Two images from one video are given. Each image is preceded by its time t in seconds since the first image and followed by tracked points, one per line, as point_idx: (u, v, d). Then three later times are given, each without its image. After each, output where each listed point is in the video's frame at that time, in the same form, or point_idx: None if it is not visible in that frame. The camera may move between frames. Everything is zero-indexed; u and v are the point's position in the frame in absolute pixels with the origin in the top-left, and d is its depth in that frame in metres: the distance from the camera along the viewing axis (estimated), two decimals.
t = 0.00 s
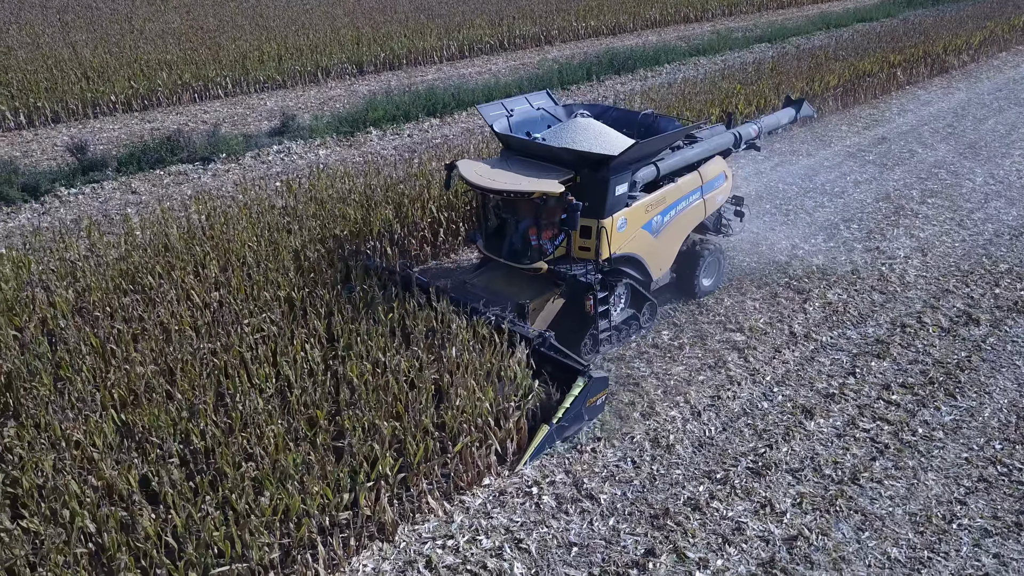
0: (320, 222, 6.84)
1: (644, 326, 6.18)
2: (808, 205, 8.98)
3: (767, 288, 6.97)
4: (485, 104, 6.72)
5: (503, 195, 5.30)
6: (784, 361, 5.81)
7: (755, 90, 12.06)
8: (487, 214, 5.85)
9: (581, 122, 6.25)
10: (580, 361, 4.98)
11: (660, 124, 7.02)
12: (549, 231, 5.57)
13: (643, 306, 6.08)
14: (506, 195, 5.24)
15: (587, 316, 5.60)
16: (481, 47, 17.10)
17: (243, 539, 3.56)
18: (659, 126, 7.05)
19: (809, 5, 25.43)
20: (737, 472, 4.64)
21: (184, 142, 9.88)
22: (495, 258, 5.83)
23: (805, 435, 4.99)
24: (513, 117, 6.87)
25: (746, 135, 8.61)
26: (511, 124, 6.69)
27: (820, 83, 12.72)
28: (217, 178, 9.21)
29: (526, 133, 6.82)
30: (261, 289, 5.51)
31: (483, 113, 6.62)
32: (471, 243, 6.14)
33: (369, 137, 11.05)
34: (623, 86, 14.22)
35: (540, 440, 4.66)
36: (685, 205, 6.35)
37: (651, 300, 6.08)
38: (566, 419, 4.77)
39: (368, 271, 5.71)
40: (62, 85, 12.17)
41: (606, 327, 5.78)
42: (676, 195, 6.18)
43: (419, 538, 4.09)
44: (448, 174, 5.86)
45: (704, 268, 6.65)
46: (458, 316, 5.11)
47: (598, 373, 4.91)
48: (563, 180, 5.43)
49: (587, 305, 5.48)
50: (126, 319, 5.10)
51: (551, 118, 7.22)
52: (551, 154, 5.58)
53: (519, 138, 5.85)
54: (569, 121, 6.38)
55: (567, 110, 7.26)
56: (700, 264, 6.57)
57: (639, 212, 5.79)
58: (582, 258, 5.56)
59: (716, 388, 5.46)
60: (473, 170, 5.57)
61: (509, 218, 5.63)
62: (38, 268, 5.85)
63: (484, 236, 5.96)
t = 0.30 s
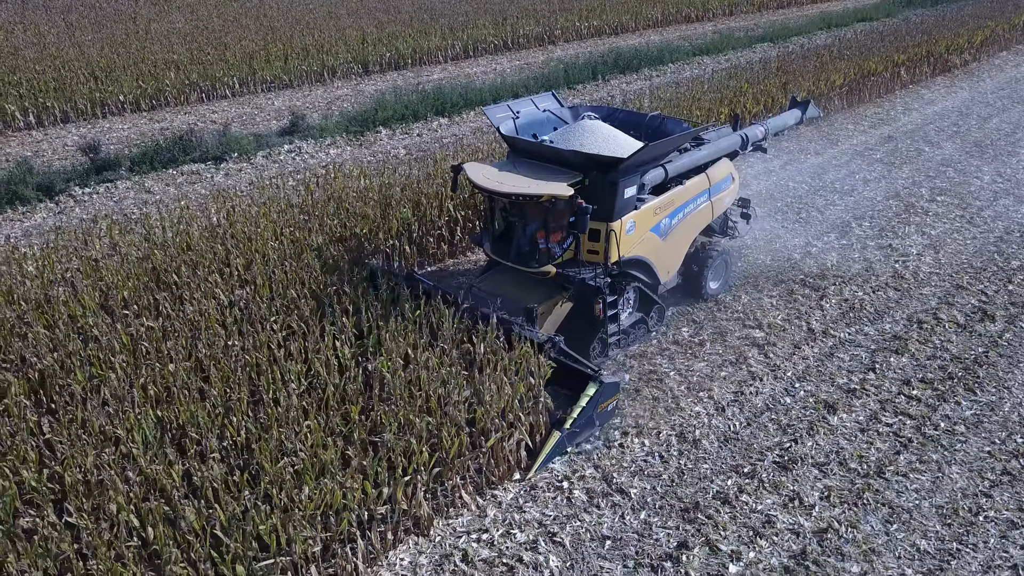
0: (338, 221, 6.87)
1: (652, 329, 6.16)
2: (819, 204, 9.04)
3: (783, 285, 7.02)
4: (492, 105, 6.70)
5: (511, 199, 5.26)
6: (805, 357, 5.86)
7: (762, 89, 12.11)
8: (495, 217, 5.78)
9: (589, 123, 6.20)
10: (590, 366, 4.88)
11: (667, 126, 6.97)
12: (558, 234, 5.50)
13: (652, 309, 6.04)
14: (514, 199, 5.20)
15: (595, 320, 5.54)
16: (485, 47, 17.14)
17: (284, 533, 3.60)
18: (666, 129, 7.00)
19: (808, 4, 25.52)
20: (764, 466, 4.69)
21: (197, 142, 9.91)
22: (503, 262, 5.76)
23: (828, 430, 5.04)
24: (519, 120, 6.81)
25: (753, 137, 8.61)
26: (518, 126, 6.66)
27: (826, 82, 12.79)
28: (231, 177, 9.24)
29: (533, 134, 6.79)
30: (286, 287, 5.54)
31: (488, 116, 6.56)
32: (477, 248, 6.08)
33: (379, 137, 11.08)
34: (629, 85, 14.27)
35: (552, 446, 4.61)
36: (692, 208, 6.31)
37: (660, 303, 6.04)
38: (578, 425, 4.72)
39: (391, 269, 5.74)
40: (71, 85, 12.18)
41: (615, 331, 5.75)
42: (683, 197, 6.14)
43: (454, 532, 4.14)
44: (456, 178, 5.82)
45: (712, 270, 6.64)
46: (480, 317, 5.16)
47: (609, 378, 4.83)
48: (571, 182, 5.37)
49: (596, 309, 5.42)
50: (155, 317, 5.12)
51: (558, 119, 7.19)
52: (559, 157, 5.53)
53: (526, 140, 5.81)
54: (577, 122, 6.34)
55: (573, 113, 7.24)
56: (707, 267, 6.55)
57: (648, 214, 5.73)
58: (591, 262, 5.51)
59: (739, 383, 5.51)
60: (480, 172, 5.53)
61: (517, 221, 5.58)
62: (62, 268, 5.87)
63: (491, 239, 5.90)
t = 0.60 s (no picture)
0: (357, 221, 6.89)
1: (663, 333, 6.10)
2: (832, 202, 9.08)
3: (801, 283, 7.06)
4: (500, 107, 6.70)
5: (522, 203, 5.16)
6: (827, 354, 5.90)
7: (770, 88, 12.15)
8: (503, 220, 5.66)
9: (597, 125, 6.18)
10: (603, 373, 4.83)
11: (677, 129, 6.94)
12: (568, 238, 5.43)
13: (662, 314, 5.98)
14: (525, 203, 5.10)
15: (607, 324, 5.51)
16: (490, 47, 17.17)
17: (328, 529, 3.63)
18: (676, 131, 6.98)
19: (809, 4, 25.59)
20: (793, 461, 4.73)
21: (209, 142, 9.92)
22: (511, 266, 5.66)
23: (854, 426, 5.08)
24: (527, 122, 6.81)
25: (763, 139, 8.63)
26: (526, 128, 6.68)
27: (833, 81, 12.84)
28: (245, 177, 9.26)
29: (542, 136, 6.82)
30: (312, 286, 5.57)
31: (497, 118, 6.56)
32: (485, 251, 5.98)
33: (390, 137, 11.11)
34: (635, 85, 14.32)
35: (565, 456, 4.55)
36: (702, 211, 6.26)
37: (670, 307, 5.98)
38: (591, 434, 4.66)
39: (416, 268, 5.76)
40: (80, 85, 12.17)
41: (626, 336, 5.69)
42: (694, 201, 6.08)
43: (490, 528, 4.17)
44: (462, 179, 5.67)
45: (721, 276, 6.58)
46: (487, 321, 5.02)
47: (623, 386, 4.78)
48: (583, 186, 5.31)
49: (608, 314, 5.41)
50: (186, 317, 5.15)
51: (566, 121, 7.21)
52: (569, 159, 5.44)
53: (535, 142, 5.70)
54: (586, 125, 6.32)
55: (581, 115, 7.25)
56: (717, 271, 6.50)
57: (659, 218, 5.67)
58: (602, 266, 5.49)
59: (763, 380, 5.55)
60: (489, 174, 5.42)
61: (526, 225, 5.48)
62: (89, 267, 5.89)
63: (499, 241, 5.79)
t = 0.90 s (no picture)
0: (377, 220, 6.91)
1: (673, 339, 6.04)
2: (844, 201, 9.13)
3: (819, 281, 7.10)
4: (508, 110, 6.69)
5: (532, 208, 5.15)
6: (848, 351, 5.94)
7: (778, 87, 12.19)
8: (513, 224, 5.65)
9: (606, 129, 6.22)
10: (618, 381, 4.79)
11: (688, 132, 6.93)
12: (579, 242, 5.38)
13: (673, 319, 5.93)
14: (536, 208, 5.10)
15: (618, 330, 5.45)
16: (495, 47, 17.19)
17: (370, 526, 3.66)
18: (687, 135, 6.97)
19: (810, 3, 25.64)
20: (822, 457, 4.76)
21: (222, 142, 9.93)
22: (522, 270, 5.65)
23: (880, 422, 5.11)
24: (536, 125, 6.80)
25: (772, 140, 8.66)
26: (534, 132, 6.68)
27: (840, 80, 12.89)
28: (258, 177, 9.27)
29: (550, 140, 6.81)
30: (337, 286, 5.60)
31: (506, 121, 6.55)
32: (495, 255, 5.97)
33: (401, 137, 11.13)
34: (641, 85, 14.35)
35: (579, 465, 4.47)
36: (714, 215, 6.22)
37: (681, 312, 5.93)
38: (606, 442, 4.60)
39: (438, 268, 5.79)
40: (89, 85, 12.16)
41: (637, 341, 5.64)
42: (706, 205, 6.05)
43: (526, 524, 4.20)
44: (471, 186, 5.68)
45: (731, 279, 6.52)
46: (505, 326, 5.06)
47: (637, 393, 4.74)
48: (594, 190, 5.31)
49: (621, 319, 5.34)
50: (216, 316, 5.17)
51: (574, 124, 7.20)
52: (579, 164, 5.43)
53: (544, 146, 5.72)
54: (595, 129, 6.34)
55: (590, 118, 7.24)
56: (728, 274, 6.44)
57: (671, 222, 5.63)
58: (614, 271, 5.44)
59: (787, 377, 5.58)
60: (499, 179, 5.42)
61: (536, 230, 5.47)
62: (114, 267, 5.91)
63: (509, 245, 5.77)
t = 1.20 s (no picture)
0: (395, 220, 6.95)
1: (684, 343, 5.96)
2: (854, 199, 9.19)
3: (834, 279, 7.15)
4: (516, 114, 6.70)
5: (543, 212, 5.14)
6: (868, 348, 5.99)
7: (784, 86, 12.25)
8: (522, 230, 5.66)
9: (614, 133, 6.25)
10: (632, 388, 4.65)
11: (697, 134, 6.94)
12: (590, 247, 5.39)
13: (684, 323, 5.84)
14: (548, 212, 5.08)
15: (629, 336, 5.38)
16: (499, 47, 17.22)
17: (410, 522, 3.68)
18: (696, 137, 6.98)
19: (808, 3, 25.74)
20: (849, 453, 4.81)
21: (233, 141, 9.93)
22: (531, 276, 5.64)
23: (904, 418, 5.15)
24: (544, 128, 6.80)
25: (781, 142, 8.68)
26: (543, 135, 6.69)
27: (845, 79, 12.96)
28: (270, 177, 9.28)
29: (559, 142, 6.81)
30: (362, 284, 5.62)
31: (514, 124, 6.56)
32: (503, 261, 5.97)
33: (411, 137, 11.16)
34: (647, 85, 14.40)
35: (594, 475, 4.37)
36: (724, 218, 6.20)
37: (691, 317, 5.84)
38: (620, 451, 4.48)
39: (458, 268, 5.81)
40: (96, 85, 12.15)
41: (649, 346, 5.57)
42: (716, 208, 6.03)
43: (560, 519, 4.23)
44: (480, 189, 5.65)
45: (740, 282, 6.44)
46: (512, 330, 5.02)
47: (652, 400, 4.59)
48: (605, 194, 5.30)
49: (632, 325, 5.27)
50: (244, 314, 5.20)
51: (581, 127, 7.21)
52: (590, 168, 5.42)
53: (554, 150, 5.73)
54: (604, 132, 6.36)
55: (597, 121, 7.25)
56: (737, 277, 6.36)
57: (682, 225, 5.61)
58: (625, 276, 5.39)
59: (809, 374, 5.62)
60: (510, 183, 5.39)
61: (546, 234, 5.47)
62: (140, 267, 5.93)
63: (517, 251, 5.76)
